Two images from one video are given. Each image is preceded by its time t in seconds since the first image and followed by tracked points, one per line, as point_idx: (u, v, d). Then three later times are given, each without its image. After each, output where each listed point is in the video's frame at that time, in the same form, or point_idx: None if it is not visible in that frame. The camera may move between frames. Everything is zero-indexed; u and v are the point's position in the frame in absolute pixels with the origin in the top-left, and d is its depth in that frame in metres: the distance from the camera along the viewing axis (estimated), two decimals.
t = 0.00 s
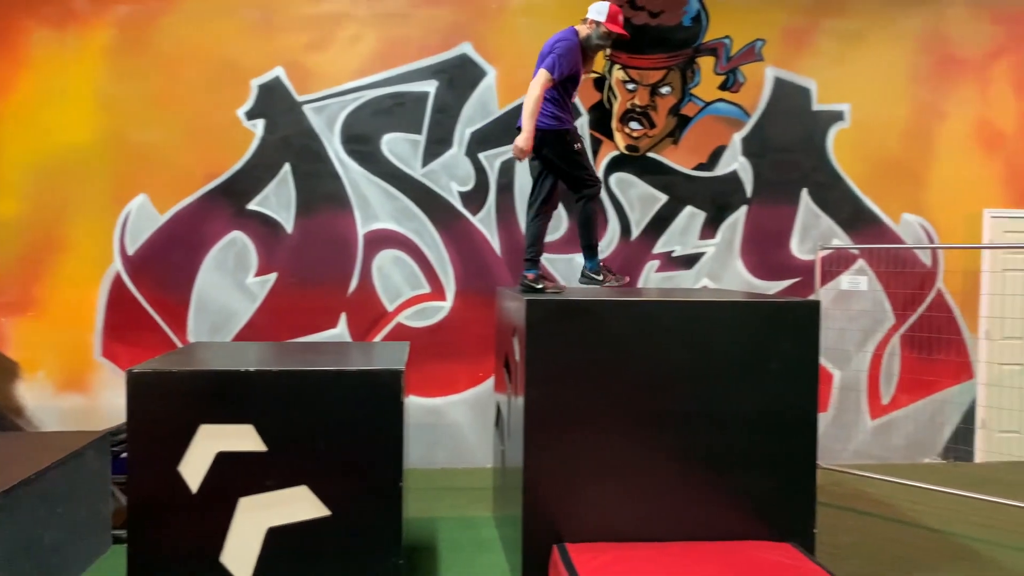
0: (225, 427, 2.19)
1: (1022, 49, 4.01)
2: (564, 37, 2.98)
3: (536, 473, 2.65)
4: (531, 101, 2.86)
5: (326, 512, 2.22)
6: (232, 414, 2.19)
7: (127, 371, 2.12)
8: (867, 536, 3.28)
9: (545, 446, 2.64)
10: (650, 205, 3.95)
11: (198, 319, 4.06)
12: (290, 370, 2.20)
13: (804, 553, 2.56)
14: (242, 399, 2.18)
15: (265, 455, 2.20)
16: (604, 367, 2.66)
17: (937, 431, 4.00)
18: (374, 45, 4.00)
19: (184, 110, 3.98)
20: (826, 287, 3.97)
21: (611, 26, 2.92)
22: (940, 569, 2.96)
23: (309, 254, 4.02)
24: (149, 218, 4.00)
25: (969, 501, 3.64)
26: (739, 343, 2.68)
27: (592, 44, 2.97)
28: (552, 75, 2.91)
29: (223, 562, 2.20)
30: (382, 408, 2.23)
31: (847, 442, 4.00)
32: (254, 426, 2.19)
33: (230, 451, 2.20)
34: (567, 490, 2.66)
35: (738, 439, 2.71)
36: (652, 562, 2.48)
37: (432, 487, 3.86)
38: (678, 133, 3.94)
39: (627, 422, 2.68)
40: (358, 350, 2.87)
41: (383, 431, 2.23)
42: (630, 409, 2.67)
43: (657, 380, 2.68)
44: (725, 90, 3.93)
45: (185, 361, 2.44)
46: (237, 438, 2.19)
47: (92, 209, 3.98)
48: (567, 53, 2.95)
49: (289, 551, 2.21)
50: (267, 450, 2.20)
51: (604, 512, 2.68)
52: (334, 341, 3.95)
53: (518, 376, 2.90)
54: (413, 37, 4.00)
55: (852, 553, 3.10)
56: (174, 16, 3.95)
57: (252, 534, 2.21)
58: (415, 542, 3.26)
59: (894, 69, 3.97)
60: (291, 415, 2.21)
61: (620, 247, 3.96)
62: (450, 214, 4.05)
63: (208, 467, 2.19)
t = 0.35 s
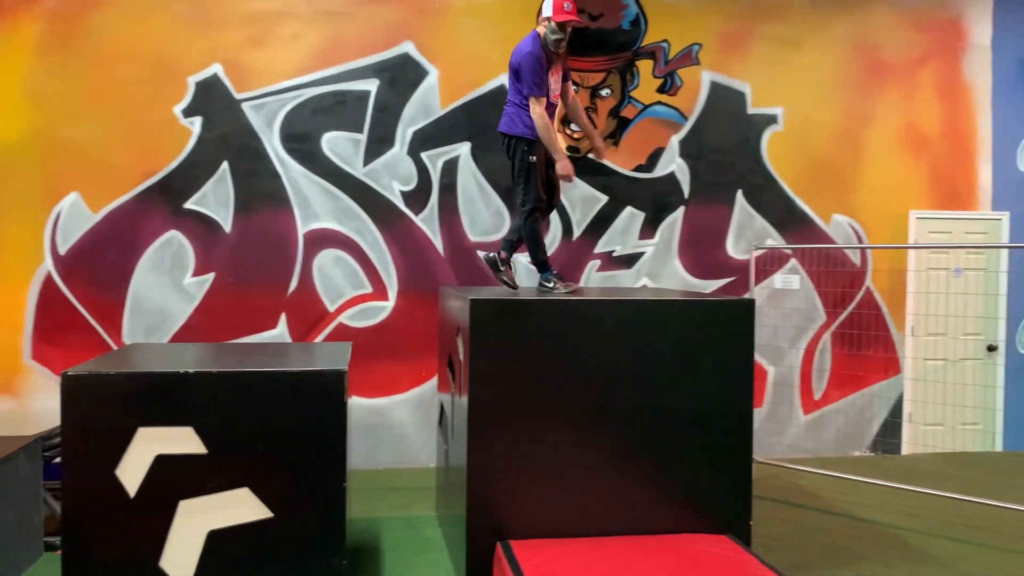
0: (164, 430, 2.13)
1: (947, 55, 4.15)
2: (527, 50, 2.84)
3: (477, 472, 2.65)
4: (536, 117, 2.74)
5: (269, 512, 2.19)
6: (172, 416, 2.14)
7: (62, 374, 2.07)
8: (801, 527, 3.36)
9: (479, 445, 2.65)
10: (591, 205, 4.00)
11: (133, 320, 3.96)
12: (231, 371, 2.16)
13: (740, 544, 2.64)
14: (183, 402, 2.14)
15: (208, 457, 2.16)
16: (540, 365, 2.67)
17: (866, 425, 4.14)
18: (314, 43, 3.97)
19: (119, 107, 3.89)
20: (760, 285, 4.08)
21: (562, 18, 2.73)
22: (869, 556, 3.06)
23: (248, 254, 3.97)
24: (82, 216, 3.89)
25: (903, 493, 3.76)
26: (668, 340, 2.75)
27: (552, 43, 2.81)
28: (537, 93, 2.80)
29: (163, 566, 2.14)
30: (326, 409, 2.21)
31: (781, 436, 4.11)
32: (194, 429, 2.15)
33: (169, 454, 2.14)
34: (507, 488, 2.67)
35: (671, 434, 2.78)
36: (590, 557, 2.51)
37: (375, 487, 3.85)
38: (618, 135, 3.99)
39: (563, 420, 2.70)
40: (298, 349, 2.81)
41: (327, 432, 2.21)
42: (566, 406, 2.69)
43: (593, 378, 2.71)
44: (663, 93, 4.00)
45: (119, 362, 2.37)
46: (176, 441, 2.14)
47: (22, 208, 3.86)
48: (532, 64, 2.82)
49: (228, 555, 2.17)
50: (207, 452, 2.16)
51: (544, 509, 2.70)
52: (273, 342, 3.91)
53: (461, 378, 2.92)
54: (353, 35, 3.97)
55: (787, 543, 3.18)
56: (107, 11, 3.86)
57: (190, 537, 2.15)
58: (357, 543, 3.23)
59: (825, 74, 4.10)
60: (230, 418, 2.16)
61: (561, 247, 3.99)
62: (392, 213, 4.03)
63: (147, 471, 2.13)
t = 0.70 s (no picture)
0: (120, 434, 2.10)
1: (898, 59, 4.25)
2: (503, 45, 2.89)
3: (435, 472, 2.64)
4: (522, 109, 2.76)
5: (227, 516, 2.16)
6: (128, 419, 2.10)
7: (13, 377, 2.02)
8: (757, 523, 3.40)
9: (435, 445, 2.63)
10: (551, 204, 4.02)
11: (86, 320, 3.88)
12: (188, 373, 2.14)
13: (698, 540, 2.68)
14: (137, 405, 2.10)
15: (165, 460, 2.13)
16: (496, 364, 2.67)
17: (821, 421, 4.22)
18: (271, 40, 3.92)
19: (70, 104, 3.80)
20: (717, 285, 4.15)
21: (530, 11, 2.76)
22: (822, 550, 3.12)
23: (205, 253, 3.91)
24: (32, 216, 3.80)
25: (860, 488, 3.82)
26: (623, 338, 2.77)
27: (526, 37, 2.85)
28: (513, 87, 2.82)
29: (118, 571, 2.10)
30: (283, 411, 2.19)
31: (737, 433, 4.18)
32: (151, 432, 2.11)
33: (123, 457, 2.10)
34: (465, 486, 2.67)
35: (628, 432, 2.80)
36: (548, 555, 2.51)
37: (335, 488, 3.82)
38: (577, 135, 4.02)
39: (519, 418, 2.70)
40: (256, 348, 2.78)
41: (285, 433, 2.19)
42: (522, 405, 2.70)
43: (548, 376, 2.72)
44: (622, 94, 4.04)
45: (71, 363, 2.32)
46: (131, 445, 2.10)
47: None
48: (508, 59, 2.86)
49: (182, 560, 2.14)
50: (164, 455, 2.13)
51: (502, 507, 2.70)
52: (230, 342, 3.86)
53: (422, 376, 2.92)
54: (311, 33, 3.94)
55: (745, 538, 3.22)
56: (56, 5, 3.76)
57: (145, 543, 2.12)
58: (317, 545, 3.20)
59: (780, 76, 4.17)
60: (186, 419, 2.13)
61: (521, 246, 4.10)
62: (351, 212, 4.01)
63: (101, 475, 2.09)
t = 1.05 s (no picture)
0: (85, 437, 2.06)
1: (864, 62, 4.31)
2: (504, 41, 2.79)
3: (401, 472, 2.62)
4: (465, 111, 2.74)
5: (193, 519, 2.14)
6: (91, 422, 2.06)
7: None
8: (726, 521, 3.41)
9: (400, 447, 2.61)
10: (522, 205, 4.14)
11: (48, 321, 3.80)
12: (153, 374, 2.12)
13: (666, 538, 2.70)
14: (101, 407, 2.07)
15: (129, 463, 2.10)
16: (462, 364, 2.66)
17: (788, 420, 4.27)
18: (238, 38, 3.88)
19: (33, 102, 3.73)
20: (686, 284, 4.17)
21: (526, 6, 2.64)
22: (789, 546, 3.14)
23: (171, 253, 3.87)
24: None
25: (826, 485, 3.84)
26: (588, 338, 2.78)
27: (526, 34, 2.71)
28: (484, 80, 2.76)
29: None
30: (248, 412, 2.18)
31: (706, 431, 4.21)
32: (115, 435, 2.08)
33: (87, 461, 2.07)
34: (431, 489, 2.65)
35: (595, 431, 2.81)
36: (515, 556, 2.51)
37: (304, 489, 3.79)
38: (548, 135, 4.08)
39: (485, 418, 2.70)
40: (222, 350, 2.75)
41: (252, 435, 2.18)
42: (488, 404, 2.69)
43: (515, 376, 2.72)
44: (592, 95, 4.05)
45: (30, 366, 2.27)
46: (95, 447, 2.07)
47: None
48: (504, 56, 2.76)
49: (145, 564, 2.12)
50: (129, 458, 2.10)
51: (468, 508, 2.69)
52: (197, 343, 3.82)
53: (390, 374, 2.93)
54: (279, 31, 3.90)
55: (713, 536, 3.24)
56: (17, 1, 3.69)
57: (108, 547, 2.09)
58: (284, 547, 3.15)
59: (749, 78, 4.21)
60: (150, 422, 2.11)
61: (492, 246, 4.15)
62: (321, 212, 3.99)
63: (64, 478, 2.05)
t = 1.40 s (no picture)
0: (58, 443, 2.05)
1: (838, 66, 4.36)
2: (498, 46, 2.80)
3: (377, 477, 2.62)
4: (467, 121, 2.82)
5: (168, 525, 2.13)
6: (65, 428, 2.05)
7: None
8: (702, 522, 3.41)
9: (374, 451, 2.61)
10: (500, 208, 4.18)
11: (22, 325, 3.76)
12: (127, 379, 2.11)
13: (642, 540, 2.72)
14: (74, 413, 2.06)
15: (104, 469, 2.09)
16: (436, 369, 2.66)
17: (764, 422, 4.31)
18: (214, 40, 3.86)
19: (5, 103, 3.69)
20: (663, 287, 4.23)
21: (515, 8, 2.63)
22: (764, 547, 3.13)
23: (147, 257, 3.84)
24: None
25: (802, 486, 3.85)
26: (562, 342, 2.79)
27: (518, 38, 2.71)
28: (480, 93, 2.80)
29: None
30: (222, 417, 2.18)
31: (682, 433, 4.25)
32: (89, 441, 2.07)
33: (61, 467, 2.06)
34: (407, 492, 2.65)
35: (569, 434, 2.82)
36: (492, 559, 2.51)
37: (282, 493, 3.77)
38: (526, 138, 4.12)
39: (460, 422, 2.70)
40: (198, 354, 2.73)
41: (226, 441, 2.18)
42: (462, 408, 2.69)
43: (490, 379, 2.72)
44: (569, 98, 4.07)
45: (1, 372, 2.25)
46: (67, 454, 2.06)
47: None
48: (498, 60, 2.77)
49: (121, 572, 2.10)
50: (103, 464, 2.09)
51: (443, 512, 2.69)
52: (173, 347, 3.80)
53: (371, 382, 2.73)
54: (256, 33, 3.88)
55: (690, 537, 3.23)
56: None
57: (81, 554, 2.08)
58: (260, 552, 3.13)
59: (725, 83, 4.25)
60: (124, 427, 2.10)
61: (470, 249, 4.18)
62: (298, 215, 3.98)
63: (37, 485, 2.04)
